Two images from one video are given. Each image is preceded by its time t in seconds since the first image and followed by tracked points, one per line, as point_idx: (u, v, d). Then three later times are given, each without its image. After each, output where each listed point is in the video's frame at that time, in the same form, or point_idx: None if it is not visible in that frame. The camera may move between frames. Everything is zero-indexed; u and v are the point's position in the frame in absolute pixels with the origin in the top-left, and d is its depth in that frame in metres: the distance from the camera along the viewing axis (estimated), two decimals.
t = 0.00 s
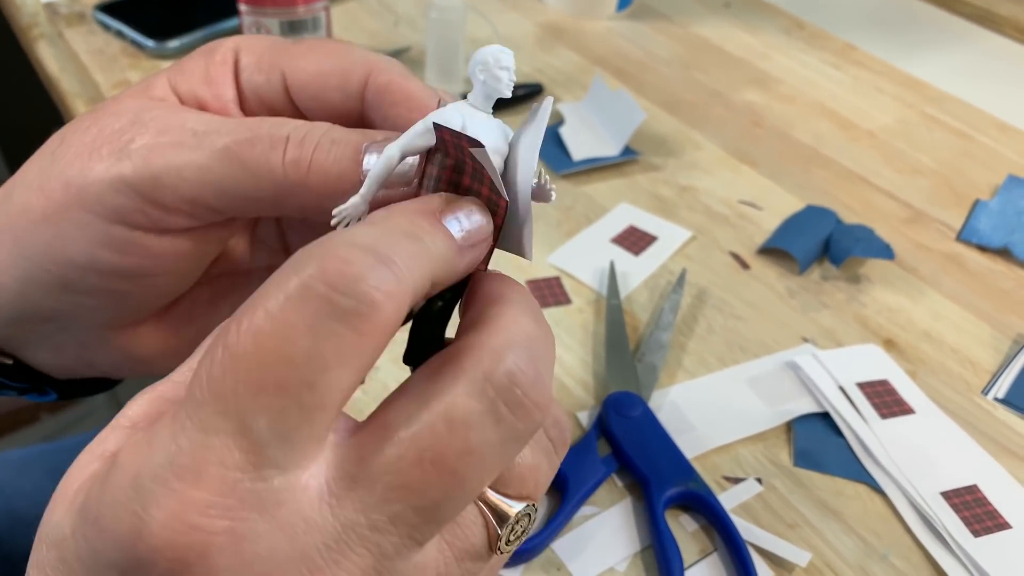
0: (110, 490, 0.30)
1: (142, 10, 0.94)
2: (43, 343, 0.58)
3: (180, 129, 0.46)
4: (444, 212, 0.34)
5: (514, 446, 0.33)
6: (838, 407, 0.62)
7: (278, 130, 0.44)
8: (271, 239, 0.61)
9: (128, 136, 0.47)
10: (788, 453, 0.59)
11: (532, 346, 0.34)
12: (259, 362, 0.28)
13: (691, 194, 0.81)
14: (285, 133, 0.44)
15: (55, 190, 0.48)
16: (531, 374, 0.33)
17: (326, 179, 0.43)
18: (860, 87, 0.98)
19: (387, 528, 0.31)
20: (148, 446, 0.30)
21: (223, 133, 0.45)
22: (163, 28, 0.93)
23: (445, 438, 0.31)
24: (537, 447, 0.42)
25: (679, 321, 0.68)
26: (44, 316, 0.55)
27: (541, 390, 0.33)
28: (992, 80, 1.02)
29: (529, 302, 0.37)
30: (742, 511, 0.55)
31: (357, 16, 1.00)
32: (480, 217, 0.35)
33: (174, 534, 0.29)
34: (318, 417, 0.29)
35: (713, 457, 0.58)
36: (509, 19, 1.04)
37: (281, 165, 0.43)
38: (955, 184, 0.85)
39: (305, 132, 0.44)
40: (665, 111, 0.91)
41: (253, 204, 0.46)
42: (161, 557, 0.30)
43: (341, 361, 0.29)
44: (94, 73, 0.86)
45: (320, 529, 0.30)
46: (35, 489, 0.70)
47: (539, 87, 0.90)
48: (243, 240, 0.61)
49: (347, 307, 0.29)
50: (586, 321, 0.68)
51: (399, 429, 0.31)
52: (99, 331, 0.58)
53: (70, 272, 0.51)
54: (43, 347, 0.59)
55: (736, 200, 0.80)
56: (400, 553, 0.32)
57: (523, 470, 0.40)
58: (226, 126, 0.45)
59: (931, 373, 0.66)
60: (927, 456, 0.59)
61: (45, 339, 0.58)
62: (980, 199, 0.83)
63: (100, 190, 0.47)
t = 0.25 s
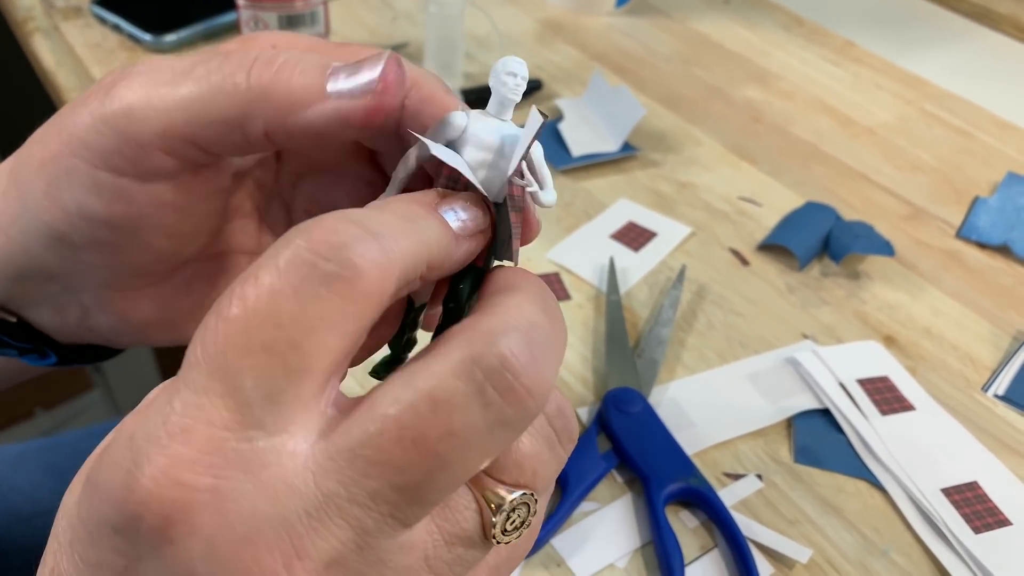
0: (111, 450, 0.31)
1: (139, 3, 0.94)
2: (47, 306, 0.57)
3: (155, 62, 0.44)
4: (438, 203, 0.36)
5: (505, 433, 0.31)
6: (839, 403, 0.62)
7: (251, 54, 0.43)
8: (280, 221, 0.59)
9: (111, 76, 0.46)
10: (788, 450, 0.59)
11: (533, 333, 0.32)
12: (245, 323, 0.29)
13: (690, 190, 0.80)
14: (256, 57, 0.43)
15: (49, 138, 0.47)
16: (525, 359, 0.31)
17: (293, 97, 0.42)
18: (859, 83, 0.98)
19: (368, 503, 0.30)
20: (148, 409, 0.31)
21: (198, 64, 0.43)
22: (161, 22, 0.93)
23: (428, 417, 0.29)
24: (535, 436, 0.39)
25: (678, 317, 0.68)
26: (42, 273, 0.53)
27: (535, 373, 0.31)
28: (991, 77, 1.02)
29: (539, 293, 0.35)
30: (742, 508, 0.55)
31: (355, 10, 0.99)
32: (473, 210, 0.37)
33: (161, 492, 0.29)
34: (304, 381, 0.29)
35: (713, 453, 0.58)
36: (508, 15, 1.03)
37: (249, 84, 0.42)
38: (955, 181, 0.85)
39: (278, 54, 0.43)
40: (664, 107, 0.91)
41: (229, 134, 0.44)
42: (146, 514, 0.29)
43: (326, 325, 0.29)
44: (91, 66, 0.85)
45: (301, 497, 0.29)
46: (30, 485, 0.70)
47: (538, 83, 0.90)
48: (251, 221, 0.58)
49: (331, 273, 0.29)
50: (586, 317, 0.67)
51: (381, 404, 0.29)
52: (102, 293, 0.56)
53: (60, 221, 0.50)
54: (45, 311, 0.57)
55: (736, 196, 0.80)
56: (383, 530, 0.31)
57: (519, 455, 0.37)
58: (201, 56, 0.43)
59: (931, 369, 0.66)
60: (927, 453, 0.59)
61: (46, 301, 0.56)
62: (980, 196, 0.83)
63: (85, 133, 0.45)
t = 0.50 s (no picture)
0: (101, 448, 0.32)
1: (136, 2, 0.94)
2: (56, 307, 0.57)
3: (183, 98, 0.42)
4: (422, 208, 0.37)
5: (488, 432, 0.31)
6: (837, 404, 0.62)
7: (285, 103, 0.40)
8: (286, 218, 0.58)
9: (137, 104, 0.43)
10: (787, 451, 0.59)
11: (517, 330, 0.32)
12: (230, 321, 0.29)
13: (689, 190, 0.80)
14: (290, 104, 0.40)
15: (69, 153, 0.46)
16: (510, 357, 0.31)
17: (328, 161, 0.40)
18: (857, 83, 0.98)
19: (348, 502, 0.30)
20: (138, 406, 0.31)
21: (229, 107, 0.40)
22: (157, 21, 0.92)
23: (408, 417, 0.29)
24: (521, 429, 0.38)
25: (677, 318, 0.68)
26: (54, 277, 0.53)
27: (519, 372, 0.31)
28: (990, 77, 1.02)
29: (524, 292, 0.35)
30: (741, 509, 0.55)
31: (353, 9, 0.99)
32: (454, 215, 0.37)
33: (145, 489, 0.30)
34: (289, 379, 0.30)
35: (711, 454, 0.58)
36: (506, 13, 1.03)
37: (282, 139, 0.39)
38: (954, 181, 0.85)
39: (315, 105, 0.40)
40: (663, 106, 0.91)
41: (257, 177, 0.42)
42: (132, 510, 0.30)
43: (311, 324, 0.30)
44: (87, 64, 0.85)
45: (281, 494, 0.30)
46: (25, 485, 0.70)
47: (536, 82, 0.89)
48: (259, 218, 0.57)
49: (316, 271, 0.30)
50: (584, 317, 0.67)
51: (364, 401, 0.29)
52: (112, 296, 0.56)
53: (78, 232, 0.50)
54: (53, 313, 0.57)
55: (734, 196, 0.80)
56: (365, 530, 0.31)
57: (503, 448, 0.36)
58: (234, 97, 0.41)
59: (930, 370, 0.66)
60: (926, 454, 0.59)
61: (54, 303, 0.56)
62: (978, 197, 0.83)
63: (109, 153, 0.44)
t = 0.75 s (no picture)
0: (104, 447, 0.32)
1: None
2: (72, 303, 0.57)
3: (195, 82, 0.42)
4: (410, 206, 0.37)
5: (482, 418, 0.31)
6: (838, 403, 0.62)
7: (297, 80, 0.41)
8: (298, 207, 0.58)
9: (148, 93, 0.44)
10: (787, 450, 0.59)
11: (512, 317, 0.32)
12: (225, 320, 0.29)
13: (689, 188, 0.80)
14: (302, 81, 0.41)
15: (81, 147, 0.46)
16: (502, 344, 0.31)
17: (343, 136, 0.40)
18: (857, 82, 0.98)
19: (347, 490, 0.30)
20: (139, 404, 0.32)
21: (239, 88, 0.41)
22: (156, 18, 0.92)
23: (401, 406, 0.29)
24: (515, 414, 0.38)
25: (677, 316, 0.68)
26: (68, 273, 0.53)
27: (511, 358, 0.31)
28: (990, 76, 1.02)
29: (517, 276, 0.34)
30: (741, 508, 0.55)
31: (353, 7, 0.99)
32: (445, 211, 0.37)
33: (148, 485, 0.30)
34: (284, 375, 0.30)
35: (711, 453, 0.58)
36: (506, 11, 1.03)
37: (296, 114, 0.40)
38: (954, 180, 0.85)
39: (327, 81, 0.41)
40: (663, 104, 0.90)
41: (272, 157, 0.43)
42: (135, 506, 0.30)
43: (305, 319, 0.30)
44: (86, 61, 0.85)
45: (280, 486, 0.29)
46: (24, 483, 0.69)
47: (536, 80, 0.89)
48: (272, 207, 0.57)
49: (309, 268, 0.30)
50: (584, 316, 0.67)
51: (358, 392, 0.29)
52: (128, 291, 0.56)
53: (94, 230, 0.50)
54: (70, 309, 0.57)
55: (734, 195, 0.80)
56: (364, 518, 0.30)
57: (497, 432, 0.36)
58: (244, 78, 0.42)
59: (930, 369, 0.66)
60: (926, 453, 0.59)
61: (70, 300, 0.56)
62: (979, 195, 0.83)
63: (122, 145, 0.44)
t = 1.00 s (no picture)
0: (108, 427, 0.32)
1: None
2: (89, 296, 0.57)
3: (221, 60, 0.42)
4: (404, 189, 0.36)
5: (475, 396, 0.30)
6: (844, 396, 0.61)
7: (326, 53, 0.40)
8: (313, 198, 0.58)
9: (172, 73, 0.44)
10: (793, 443, 0.58)
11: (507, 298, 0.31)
12: (221, 297, 0.29)
13: (693, 182, 0.80)
14: (330, 55, 0.40)
15: (105, 132, 0.46)
16: (498, 326, 0.30)
17: (369, 111, 0.39)
18: (862, 75, 0.97)
19: (341, 467, 0.29)
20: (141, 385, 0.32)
21: (267, 64, 0.41)
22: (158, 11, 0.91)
23: (395, 382, 0.28)
24: (513, 391, 0.37)
25: (682, 309, 0.67)
26: (88, 263, 0.54)
27: (507, 339, 0.30)
28: (996, 70, 1.01)
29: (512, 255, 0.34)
30: (747, 502, 0.54)
31: None
32: (436, 197, 0.37)
33: (147, 461, 0.30)
34: (278, 351, 0.29)
35: (717, 446, 0.58)
36: (509, 4, 1.02)
37: (323, 87, 0.39)
38: (960, 174, 0.84)
39: (358, 55, 0.40)
40: (667, 98, 0.90)
41: (300, 132, 0.42)
42: (135, 482, 0.30)
43: (298, 298, 0.30)
44: (87, 54, 0.84)
45: (277, 462, 0.29)
46: (25, 477, 0.69)
47: (539, 73, 0.89)
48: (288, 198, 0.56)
49: (300, 245, 0.30)
50: (589, 309, 0.67)
51: (353, 368, 0.29)
52: (146, 283, 0.56)
53: (118, 217, 0.50)
54: (88, 304, 0.57)
55: (739, 188, 0.79)
56: (359, 495, 0.30)
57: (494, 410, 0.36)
58: (271, 55, 0.41)
59: (936, 363, 0.65)
60: (933, 446, 0.59)
61: (89, 294, 0.57)
62: (985, 189, 0.82)
63: (147, 126, 0.44)
